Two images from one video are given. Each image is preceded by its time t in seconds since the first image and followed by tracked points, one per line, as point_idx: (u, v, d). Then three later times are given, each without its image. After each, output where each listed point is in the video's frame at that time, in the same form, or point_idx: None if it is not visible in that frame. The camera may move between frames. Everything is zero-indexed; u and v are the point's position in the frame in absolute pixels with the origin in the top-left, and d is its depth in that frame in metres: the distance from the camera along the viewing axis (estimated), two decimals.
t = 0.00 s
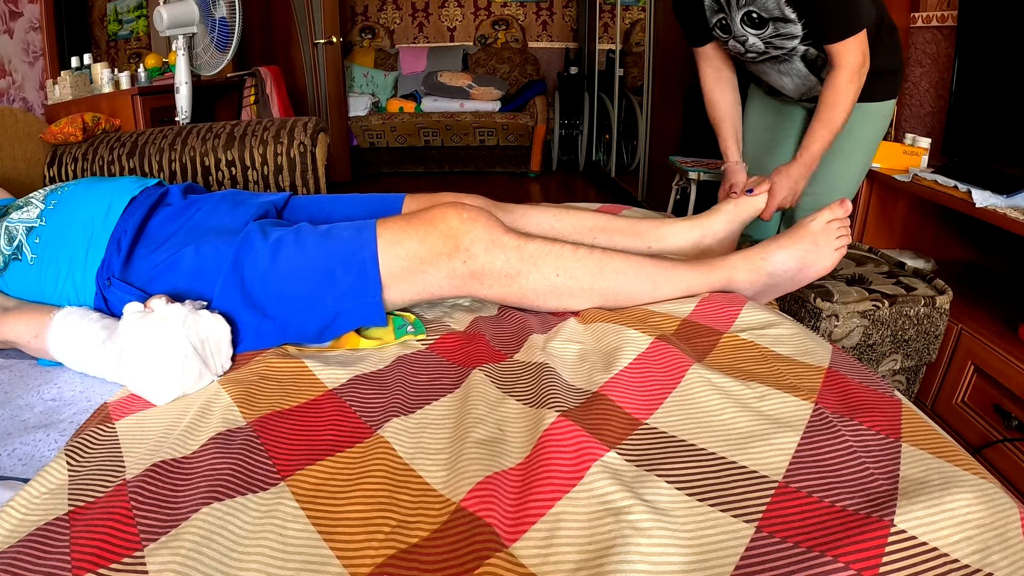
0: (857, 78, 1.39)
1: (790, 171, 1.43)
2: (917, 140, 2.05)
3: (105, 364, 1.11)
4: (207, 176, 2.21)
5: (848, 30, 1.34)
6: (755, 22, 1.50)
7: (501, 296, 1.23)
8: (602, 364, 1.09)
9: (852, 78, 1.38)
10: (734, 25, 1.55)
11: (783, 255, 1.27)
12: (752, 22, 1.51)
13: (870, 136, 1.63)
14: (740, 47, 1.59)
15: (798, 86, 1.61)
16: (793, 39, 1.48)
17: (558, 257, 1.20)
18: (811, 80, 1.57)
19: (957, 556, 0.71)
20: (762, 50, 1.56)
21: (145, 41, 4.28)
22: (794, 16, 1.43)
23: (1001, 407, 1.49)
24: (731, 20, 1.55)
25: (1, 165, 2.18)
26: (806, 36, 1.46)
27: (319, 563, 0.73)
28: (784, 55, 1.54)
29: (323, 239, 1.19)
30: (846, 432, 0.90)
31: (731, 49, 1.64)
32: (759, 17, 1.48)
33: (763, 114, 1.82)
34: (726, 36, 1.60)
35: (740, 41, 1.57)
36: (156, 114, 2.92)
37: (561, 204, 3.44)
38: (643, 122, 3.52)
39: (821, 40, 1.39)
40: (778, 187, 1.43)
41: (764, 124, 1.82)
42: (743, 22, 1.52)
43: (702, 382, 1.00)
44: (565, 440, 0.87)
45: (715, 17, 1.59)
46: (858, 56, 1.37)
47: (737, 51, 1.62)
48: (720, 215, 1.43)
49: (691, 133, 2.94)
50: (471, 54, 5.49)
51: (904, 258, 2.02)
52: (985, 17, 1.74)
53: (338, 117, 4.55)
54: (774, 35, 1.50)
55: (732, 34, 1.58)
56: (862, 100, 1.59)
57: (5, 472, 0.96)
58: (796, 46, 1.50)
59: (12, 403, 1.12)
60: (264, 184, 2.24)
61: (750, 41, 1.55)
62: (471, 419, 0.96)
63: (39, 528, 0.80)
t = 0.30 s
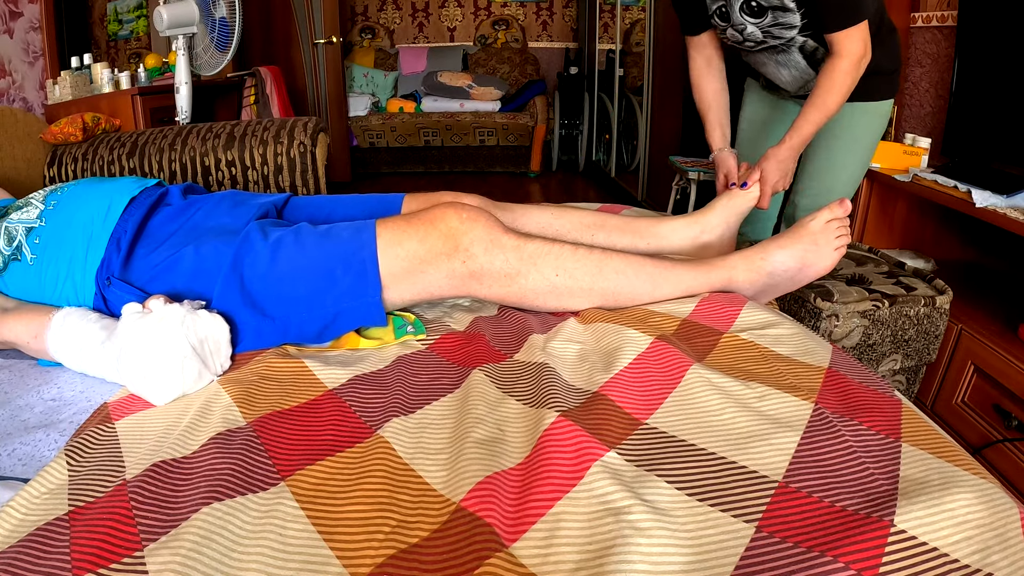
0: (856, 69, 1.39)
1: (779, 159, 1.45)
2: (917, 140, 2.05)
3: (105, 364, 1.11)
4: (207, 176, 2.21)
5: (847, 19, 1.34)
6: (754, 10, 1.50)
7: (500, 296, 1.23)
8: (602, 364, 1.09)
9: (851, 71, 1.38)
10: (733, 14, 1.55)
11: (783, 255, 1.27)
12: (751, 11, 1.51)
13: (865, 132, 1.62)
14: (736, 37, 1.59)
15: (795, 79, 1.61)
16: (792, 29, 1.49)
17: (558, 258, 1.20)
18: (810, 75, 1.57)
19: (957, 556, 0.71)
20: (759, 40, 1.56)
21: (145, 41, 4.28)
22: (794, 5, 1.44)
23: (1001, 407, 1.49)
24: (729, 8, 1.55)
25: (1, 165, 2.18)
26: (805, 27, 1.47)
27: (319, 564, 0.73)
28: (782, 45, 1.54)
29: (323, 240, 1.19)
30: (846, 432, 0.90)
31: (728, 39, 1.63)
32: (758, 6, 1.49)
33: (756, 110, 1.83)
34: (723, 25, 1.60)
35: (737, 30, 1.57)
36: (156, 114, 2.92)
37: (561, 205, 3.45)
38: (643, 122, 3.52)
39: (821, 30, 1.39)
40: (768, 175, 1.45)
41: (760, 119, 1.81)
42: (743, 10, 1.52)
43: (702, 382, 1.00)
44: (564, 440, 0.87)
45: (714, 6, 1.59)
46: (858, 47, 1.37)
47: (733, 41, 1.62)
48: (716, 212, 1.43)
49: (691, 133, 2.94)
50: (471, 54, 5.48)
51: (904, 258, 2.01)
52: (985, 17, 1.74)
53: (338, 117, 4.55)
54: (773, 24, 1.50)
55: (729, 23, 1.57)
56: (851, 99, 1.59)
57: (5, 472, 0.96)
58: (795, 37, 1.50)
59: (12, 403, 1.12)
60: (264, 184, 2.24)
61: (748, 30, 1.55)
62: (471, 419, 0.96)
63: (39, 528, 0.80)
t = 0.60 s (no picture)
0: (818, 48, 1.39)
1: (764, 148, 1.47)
2: (917, 140, 2.05)
3: (105, 364, 1.11)
4: (207, 176, 2.21)
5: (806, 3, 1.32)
6: (694, 6, 1.45)
7: (500, 296, 1.23)
8: (602, 364, 1.09)
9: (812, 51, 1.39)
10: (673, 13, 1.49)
11: (782, 255, 1.27)
12: (692, 7, 1.45)
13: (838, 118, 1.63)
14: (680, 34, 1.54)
15: (746, 71, 1.59)
16: (737, 21, 1.46)
17: (557, 257, 1.20)
18: (761, 65, 1.56)
19: (957, 556, 0.71)
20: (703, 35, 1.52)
21: (145, 41, 4.28)
22: None
23: (1001, 407, 1.49)
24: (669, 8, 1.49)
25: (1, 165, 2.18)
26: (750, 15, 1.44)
27: (319, 564, 0.73)
28: (729, 38, 1.51)
29: (322, 239, 1.19)
30: (846, 432, 0.90)
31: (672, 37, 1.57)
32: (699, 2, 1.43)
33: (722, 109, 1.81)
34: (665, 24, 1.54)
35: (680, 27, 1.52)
36: (156, 114, 2.92)
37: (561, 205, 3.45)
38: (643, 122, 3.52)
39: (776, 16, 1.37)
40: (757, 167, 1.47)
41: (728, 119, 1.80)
42: (683, 7, 1.46)
43: (702, 382, 1.00)
44: (565, 440, 0.87)
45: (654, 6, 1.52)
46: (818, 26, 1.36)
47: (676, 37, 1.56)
48: (713, 209, 1.44)
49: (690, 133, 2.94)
50: (471, 55, 5.49)
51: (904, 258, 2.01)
52: (985, 17, 1.74)
53: (338, 117, 4.55)
54: (717, 18, 1.46)
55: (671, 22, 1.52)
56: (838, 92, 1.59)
57: (5, 472, 0.96)
58: (740, 26, 1.47)
59: (12, 403, 1.12)
60: (264, 184, 2.24)
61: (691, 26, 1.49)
62: (471, 419, 0.96)
63: (39, 528, 0.80)
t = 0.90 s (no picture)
0: (807, 47, 1.33)
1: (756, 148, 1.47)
2: (917, 140, 2.04)
3: (105, 364, 1.11)
4: (207, 176, 2.21)
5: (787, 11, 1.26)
6: (668, 25, 1.42)
7: (499, 295, 1.23)
8: (602, 364, 1.09)
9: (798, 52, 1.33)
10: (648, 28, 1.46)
11: (781, 254, 1.27)
12: (666, 26, 1.43)
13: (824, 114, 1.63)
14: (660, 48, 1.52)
15: (728, 78, 1.57)
16: (713, 33, 1.42)
17: (556, 256, 1.20)
18: (742, 70, 1.53)
19: (957, 556, 0.71)
20: (682, 49, 1.49)
21: (145, 41, 4.28)
22: (710, 11, 1.37)
23: (1001, 407, 1.49)
24: (642, 24, 1.46)
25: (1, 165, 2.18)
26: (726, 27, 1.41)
27: (319, 563, 0.73)
28: (706, 49, 1.48)
29: (321, 239, 1.19)
30: (846, 432, 0.90)
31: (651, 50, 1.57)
32: (671, 20, 1.40)
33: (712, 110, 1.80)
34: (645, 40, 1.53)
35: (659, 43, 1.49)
36: (156, 114, 2.92)
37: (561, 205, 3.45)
38: (643, 122, 3.52)
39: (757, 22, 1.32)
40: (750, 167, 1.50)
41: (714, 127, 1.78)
42: (655, 26, 1.44)
43: (702, 382, 1.00)
44: (564, 440, 0.87)
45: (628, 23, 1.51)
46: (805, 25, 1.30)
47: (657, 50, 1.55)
48: (711, 214, 1.44)
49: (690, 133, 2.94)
50: (471, 55, 5.49)
51: (904, 258, 2.02)
52: (985, 17, 1.74)
53: (338, 117, 4.54)
54: (692, 33, 1.43)
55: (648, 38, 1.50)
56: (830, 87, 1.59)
57: (5, 472, 0.96)
58: (717, 38, 1.44)
59: (12, 403, 1.12)
60: (264, 184, 2.24)
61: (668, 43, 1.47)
62: (471, 419, 0.96)
63: (39, 528, 0.80)
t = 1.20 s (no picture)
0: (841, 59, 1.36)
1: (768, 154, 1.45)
2: (917, 140, 2.04)
3: (105, 364, 1.11)
4: (207, 176, 2.21)
5: (831, 16, 1.30)
6: (720, 16, 1.45)
7: (499, 294, 1.23)
8: (602, 364, 1.09)
9: (835, 64, 1.36)
10: (698, 20, 1.49)
11: (781, 254, 1.27)
12: (717, 17, 1.46)
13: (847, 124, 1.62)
14: (705, 44, 1.55)
15: (768, 79, 1.57)
16: (762, 30, 1.45)
17: (557, 256, 1.20)
18: (782, 72, 1.53)
19: (958, 556, 0.71)
20: (728, 46, 1.52)
21: (145, 41, 4.28)
22: (761, 8, 1.40)
23: (1001, 407, 1.49)
24: (694, 15, 1.50)
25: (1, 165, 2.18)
26: (774, 28, 1.44)
27: (319, 563, 0.73)
28: (751, 49, 1.51)
29: (321, 238, 1.19)
30: (846, 432, 0.90)
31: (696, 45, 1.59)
32: (724, 11, 1.44)
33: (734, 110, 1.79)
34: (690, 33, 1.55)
35: (706, 37, 1.52)
36: (156, 114, 2.91)
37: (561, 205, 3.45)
38: (643, 122, 3.52)
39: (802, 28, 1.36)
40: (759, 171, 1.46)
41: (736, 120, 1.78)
42: (707, 16, 1.47)
43: (701, 382, 1.00)
44: (564, 440, 0.87)
45: (678, 14, 1.53)
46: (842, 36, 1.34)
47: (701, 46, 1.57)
48: (715, 212, 1.44)
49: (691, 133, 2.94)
50: (471, 55, 5.49)
51: (904, 258, 2.02)
52: (986, 17, 1.74)
53: (338, 117, 4.54)
54: (741, 28, 1.46)
55: (696, 31, 1.53)
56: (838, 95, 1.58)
57: (5, 472, 0.96)
58: (763, 39, 1.47)
59: (12, 403, 1.12)
60: (264, 184, 2.24)
61: (715, 36, 1.50)
62: (471, 419, 0.96)
63: (39, 528, 0.80)
